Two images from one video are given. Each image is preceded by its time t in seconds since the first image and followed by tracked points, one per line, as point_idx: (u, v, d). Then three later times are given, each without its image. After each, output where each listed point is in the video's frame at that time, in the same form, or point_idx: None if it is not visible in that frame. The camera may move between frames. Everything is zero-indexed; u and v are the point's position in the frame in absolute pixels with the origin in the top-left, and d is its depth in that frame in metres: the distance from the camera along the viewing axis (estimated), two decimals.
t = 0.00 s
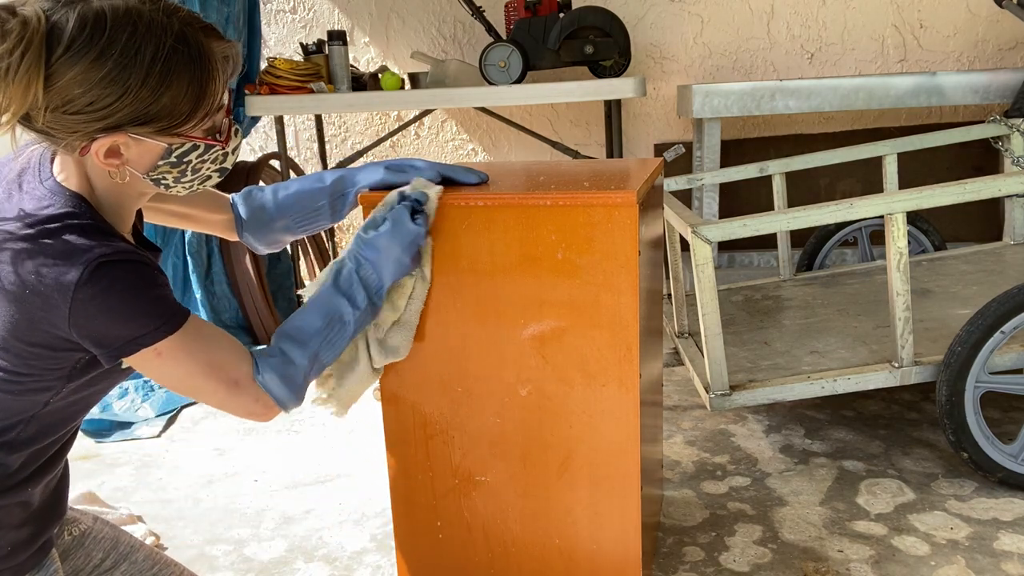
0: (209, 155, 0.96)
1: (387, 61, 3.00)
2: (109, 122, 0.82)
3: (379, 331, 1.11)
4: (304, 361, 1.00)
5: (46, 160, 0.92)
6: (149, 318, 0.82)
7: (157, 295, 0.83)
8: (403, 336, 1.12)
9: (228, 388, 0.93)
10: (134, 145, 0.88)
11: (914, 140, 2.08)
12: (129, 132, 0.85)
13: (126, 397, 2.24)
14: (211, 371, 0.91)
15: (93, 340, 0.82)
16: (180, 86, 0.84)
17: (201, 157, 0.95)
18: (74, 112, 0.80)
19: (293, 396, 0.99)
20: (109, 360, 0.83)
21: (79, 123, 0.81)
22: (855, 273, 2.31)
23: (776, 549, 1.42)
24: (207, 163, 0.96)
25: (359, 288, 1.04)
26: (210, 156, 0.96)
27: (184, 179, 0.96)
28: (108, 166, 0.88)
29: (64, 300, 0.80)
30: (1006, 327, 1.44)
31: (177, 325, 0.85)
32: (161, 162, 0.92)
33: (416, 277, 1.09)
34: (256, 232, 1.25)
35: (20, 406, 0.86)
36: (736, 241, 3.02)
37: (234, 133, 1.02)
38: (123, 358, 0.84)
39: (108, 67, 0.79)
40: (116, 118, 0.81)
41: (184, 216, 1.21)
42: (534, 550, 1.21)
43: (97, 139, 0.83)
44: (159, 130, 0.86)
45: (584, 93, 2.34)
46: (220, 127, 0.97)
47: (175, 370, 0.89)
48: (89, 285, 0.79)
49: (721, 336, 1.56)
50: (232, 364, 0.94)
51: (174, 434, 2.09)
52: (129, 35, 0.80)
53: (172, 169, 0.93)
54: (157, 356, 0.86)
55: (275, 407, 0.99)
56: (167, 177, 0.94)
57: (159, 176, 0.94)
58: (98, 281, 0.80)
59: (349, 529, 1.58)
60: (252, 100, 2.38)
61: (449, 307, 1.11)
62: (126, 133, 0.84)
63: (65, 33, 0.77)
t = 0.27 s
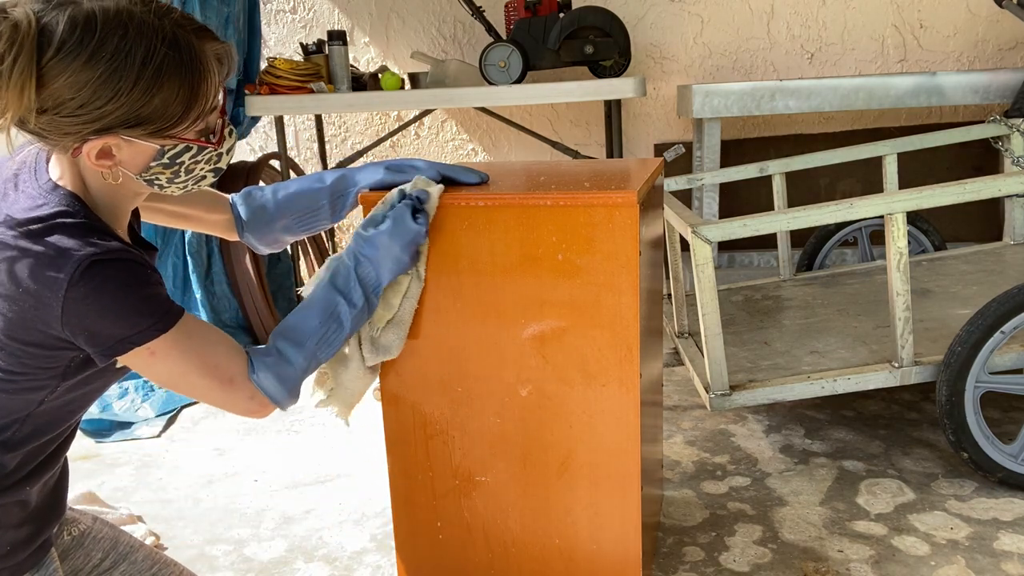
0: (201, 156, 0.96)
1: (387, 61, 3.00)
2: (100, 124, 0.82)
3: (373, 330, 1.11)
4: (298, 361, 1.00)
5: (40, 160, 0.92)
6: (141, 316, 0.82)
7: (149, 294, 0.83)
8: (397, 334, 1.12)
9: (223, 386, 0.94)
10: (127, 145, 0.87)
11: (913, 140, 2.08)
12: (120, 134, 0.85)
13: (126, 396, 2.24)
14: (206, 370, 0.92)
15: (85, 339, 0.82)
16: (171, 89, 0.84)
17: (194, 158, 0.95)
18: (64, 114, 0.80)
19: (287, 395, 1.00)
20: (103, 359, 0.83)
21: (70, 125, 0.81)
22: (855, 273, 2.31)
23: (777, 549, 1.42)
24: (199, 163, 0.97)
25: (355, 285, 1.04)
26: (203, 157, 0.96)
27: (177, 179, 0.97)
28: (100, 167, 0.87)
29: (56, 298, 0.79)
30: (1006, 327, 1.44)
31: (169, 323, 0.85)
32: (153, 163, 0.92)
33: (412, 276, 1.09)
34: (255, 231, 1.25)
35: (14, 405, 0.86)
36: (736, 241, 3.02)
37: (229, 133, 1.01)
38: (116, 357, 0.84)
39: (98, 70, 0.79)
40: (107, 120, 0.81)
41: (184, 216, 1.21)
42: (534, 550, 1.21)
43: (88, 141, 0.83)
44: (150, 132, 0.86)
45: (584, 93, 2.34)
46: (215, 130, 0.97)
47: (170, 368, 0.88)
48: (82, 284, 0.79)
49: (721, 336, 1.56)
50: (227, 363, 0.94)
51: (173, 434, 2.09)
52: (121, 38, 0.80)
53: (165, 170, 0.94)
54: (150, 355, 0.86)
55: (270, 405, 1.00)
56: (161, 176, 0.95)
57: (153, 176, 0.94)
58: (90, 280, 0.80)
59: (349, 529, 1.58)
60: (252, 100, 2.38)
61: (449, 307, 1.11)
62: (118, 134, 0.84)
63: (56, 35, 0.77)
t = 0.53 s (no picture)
0: (198, 158, 0.96)
1: (387, 61, 3.00)
2: (95, 127, 0.81)
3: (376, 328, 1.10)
4: (303, 355, 0.99)
5: (40, 160, 0.92)
6: (142, 315, 0.82)
7: (149, 292, 0.83)
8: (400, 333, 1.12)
9: (225, 381, 0.94)
10: (122, 147, 0.87)
11: (914, 140, 2.08)
12: (115, 137, 0.84)
13: (126, 396, 2.24)
14: (208, 367, 0.91)
15: (86, 338, 0.82)
16: (166, 92, 0.83)
17: (190, 160, 0.95)
18: (59, 117, 0.79)
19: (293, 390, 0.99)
20: (105, 356, 0.84)
21: (64, 128, 0.80)
22: (855, 273, 2.31)
23: (776, 549, 1.42)
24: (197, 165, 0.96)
25: (365, 283, 1.04)
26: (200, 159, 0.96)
27: (175, 180, 0.96)
28: (95, 169, 0.88)
29: (58, 298, 0.79)
30: (1006, 327, 1.44)
31: (171, 321, 0.85)
32: (149, 164, 0.92)
33: (420, 277, 1.09)
34: (255, 232, 1.25)
35: (15, 404, 0.86)
36: (736, 241, 3.02)
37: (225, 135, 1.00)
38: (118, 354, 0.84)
39: (92, 73, 0.78)
40: (101, 123, 0.81)
41: (184, 216, 1.21)
42: (534, 551, 1.21)
43: (82, 143, 0.83)
44: (145, 135, 0.85)
45: (584, 93, 2.34)
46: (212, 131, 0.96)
47: (172, 365, 0.88)
48: (83, 283, 0.79)
49: (721, 336, 1.56)
50: (229, 361, 0.94)
51: (173, 434, 2.09)
52: (114, 41, 0.79)
53: (161, 172, 0.93)
54: (152, 352, 0.86)
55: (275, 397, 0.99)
56: (157, 178, 0.95)
57: (150, 178, 0.94)
58: (91, 279, 0.80)
59: (349, 529, 1.58)
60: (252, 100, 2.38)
61: (449, 307, 1.11)
62: (113, 137, 0.84)
63: (50, 38, 0.77)
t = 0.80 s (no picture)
0: (196, 162, 0.96)
1: (387, 61, 3.00)
2: (92, 131, 0.81)
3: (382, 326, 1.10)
4: (313, 352, 0.98)
5: (39, 160, 0.92)
6: (143, 314, 0.82)
7: (147, 289, 0.83)
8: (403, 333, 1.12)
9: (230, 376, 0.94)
10: (121, 150, 0.88)
11: (914, 140, 2.08)
12: (112, 140, 0.84)
13: (126, 396, 2.24)
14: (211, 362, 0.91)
15: (86, 336, 0.82)
16: (163, 96, 0.83)
17: (187, 163, 0.95)
18: (56, 120, 0.80)
19: (301, 387, 0.98)
20: (105, 354, 0.84)
21: (61, 131, 0.80)
22: (855, 273, 2.31)
23: (777, 549, 1.42)
24: (194, 168, 0.97)
25: (377, 280, 1.03)
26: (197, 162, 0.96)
27: (172, 182, 0.97)
28: (93, 171, 0.87)
29: (57, 295, 0.79)
30: (1006, 327, 1.44)
31: (172, 316, 0.85)
32: (147, 167, 0.92)
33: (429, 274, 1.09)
34: (255, 232, 1.24)
35: (13, 403, 0.86)
36: (736, 241, 3.02)
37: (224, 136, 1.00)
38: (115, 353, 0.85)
39: (90, 77, 0.78)
40: (99, 127, 0.81)
41: (183, 216, 1.22)
42: (533, 551, 1.21)
43: (81, 145, 0.83)
44: (142, 138, 0.85)
45: (584, 93, 2.34)
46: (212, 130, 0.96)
47: (173, 361, 0.88)
48: (80, 282, 0.79)
49: (721, 336, 1.56)
50: (234, 355, 0.94)
51: (173, 434, 2.09)
52: (112, 44, 0.79)
53: (158, 175, 0.94)
54: (155, 349, 0.86)
55: (281, 394, 0.99)
56: (155, 181, 0.95)
57: (148, 180, 0.94)
58: (88, 278, 0.79)
59: (349, 529, 1.58)
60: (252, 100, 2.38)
61: (449, 307, 1.11)
62: (110, 140, 0.84)
63: (48, 41, 0.77)
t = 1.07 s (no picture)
0: (195, 162, 0.96)
1: (387, 61, 3.00)
2: (91, 132, 0.81)
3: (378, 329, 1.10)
4: (307, 361, 1.00)
5: (40, 161, 0.92)
6: (142, 314, 0.82)
7: (147, 289, 0.83)
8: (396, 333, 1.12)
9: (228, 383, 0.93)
10: (122, 151, 0.88)
11: (914, 140, 2.08)
12: (112, 141, 0.84)
13: (126, 396, 2.24)
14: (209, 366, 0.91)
15: (85, 336, 0.82)
16: (161, 97, 0.83)
17: (188, 163, 0.95)
18: (55, 122, 0.79)
19: (298, 396, 0.99)
20: (104, 355, 0.84)
21: (60, 133, 0.80)
22: (855, 273, 2.31)
23: (776, 549, 1.42)
24: (194, 167, 0.97)
25: (366, 283, 1.03)
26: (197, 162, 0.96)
27: (172, 181, 0.97)
28: (94, 172, 0.87)
29: (55, 294, 0.79)
30: (1006, 327, 1.44)
31: (172, 317, 0.85)
32: (148, 168, 0.93)
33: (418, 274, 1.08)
34: (256, 234, 1.24)
35: (14, 403, 0.86)
36: (736, 241, 3.03)
37: (224, 137, 1.01)
38: (116, 352, 0.84)
39: (88, 79, 0.78)
40: (98, 129, 0.81)
41: (183, 216, 1.22)
42: (533, 551, 1.21)
43: (80, 147, 0.83)
44: (141, 139, 0.86)
45: (584, 93, 2.34)
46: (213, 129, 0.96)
47: (173, 365, 0.88)
48: (81, 280, 0.79)
49: (722, 337, 1.56)
50: (230, 359, 0.93)
51: (174, 434, 2.09)
52: (109, 46, 0.79)
53: (159, 175, 0.94)
54: (151, 351, 0.86)
55: (279, 404, 0.99)
56: (156, 181, 0.96)
57: (149, 180, 0.95)
58: (89, 276, 0.80)
59: (349, 529, 1.58)
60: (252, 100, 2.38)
61: (449, 306, 1.11)
62: (109, 141, 0.84)
63: (45, 43, 0.76)
